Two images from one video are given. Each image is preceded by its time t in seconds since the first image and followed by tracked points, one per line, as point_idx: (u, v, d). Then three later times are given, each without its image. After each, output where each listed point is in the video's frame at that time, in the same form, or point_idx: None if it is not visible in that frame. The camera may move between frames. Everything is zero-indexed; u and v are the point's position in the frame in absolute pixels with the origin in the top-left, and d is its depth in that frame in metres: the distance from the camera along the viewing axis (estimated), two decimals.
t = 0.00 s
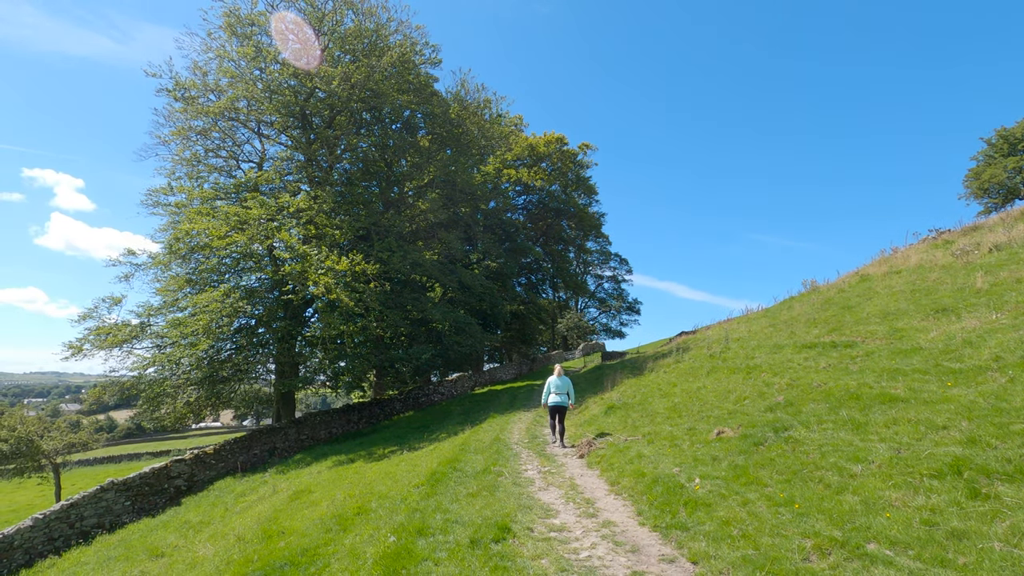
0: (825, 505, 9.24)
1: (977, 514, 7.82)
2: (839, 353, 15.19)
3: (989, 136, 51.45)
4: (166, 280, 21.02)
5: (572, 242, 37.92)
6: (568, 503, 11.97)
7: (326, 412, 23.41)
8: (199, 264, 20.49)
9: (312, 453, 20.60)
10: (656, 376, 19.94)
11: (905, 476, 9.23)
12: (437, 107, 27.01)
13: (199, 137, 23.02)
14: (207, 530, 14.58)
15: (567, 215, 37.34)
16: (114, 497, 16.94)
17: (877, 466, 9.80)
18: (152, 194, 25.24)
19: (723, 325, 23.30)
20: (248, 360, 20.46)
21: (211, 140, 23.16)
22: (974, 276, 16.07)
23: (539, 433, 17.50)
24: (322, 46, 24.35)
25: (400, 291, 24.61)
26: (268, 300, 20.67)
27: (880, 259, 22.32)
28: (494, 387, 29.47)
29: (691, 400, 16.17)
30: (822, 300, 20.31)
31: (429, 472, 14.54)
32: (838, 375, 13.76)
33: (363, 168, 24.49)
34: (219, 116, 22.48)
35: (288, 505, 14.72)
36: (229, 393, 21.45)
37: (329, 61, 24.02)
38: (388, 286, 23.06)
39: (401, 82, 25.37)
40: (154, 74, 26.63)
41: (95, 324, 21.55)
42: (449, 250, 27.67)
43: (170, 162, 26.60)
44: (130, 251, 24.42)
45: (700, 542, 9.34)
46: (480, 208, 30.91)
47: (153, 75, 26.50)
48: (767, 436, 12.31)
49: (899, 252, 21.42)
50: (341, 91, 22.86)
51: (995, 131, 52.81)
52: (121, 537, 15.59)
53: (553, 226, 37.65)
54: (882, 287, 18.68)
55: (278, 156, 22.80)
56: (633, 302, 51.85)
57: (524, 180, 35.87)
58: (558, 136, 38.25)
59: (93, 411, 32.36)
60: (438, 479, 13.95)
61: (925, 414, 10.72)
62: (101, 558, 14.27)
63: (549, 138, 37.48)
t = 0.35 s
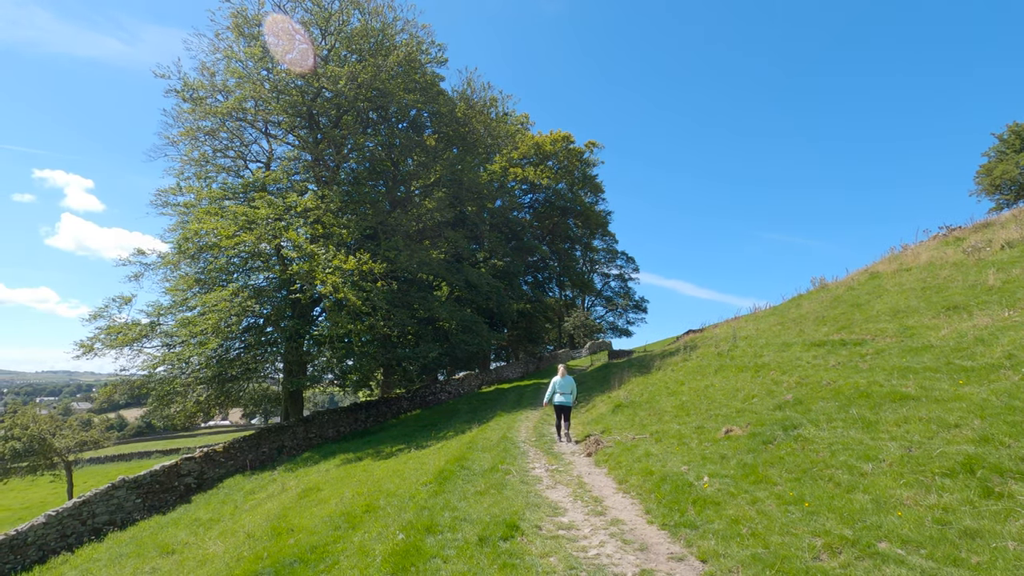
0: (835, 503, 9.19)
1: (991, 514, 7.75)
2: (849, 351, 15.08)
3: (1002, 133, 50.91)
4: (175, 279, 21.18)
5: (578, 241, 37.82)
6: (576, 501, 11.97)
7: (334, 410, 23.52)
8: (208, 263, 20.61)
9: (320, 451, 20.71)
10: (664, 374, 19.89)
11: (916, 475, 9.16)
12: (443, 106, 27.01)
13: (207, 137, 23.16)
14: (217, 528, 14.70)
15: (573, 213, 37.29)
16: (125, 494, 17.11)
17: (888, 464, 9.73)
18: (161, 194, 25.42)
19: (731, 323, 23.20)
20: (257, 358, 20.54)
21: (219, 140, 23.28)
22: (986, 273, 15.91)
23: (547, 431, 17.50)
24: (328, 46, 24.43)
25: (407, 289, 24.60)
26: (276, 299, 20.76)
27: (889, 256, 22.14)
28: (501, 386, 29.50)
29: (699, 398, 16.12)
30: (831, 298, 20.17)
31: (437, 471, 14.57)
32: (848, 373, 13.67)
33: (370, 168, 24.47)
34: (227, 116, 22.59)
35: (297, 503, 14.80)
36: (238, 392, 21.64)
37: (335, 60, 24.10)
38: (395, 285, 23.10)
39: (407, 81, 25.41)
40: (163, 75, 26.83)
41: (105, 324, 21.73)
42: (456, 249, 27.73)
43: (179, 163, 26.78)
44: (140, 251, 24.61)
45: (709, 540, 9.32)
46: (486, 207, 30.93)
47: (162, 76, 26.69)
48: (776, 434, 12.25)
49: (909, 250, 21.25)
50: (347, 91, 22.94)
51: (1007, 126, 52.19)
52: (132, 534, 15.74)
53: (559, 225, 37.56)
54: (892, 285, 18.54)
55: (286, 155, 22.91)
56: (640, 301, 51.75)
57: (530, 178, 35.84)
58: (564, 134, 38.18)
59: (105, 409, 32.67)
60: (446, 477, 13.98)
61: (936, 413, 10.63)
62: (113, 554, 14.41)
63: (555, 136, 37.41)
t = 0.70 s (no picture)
0: (848, 501, 9.13)
1: (1007, 512, 7.67)
2: (860, 348, 14.98)
3: (1017, 128, 50.21)
4: (186, 279, 21.34)
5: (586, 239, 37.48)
6: (586, 499, 11.96)
7: (343, 409, 23.62)
8: (217, 263, 20.74)
9: (330, 449, 20.81)
10: (673, 372, 19.83)
11: (931, 473, 9.08)
12: (451, 105, 26.97)
13: (216, 137, 23.31)
14: (229, 525, 14.81)
15: (580, 211, 37.20)
16: (138, 491, 17.29)
17: (902, 462, 9.65)
18: (172, 195, 25.63)
19: (740, 320, 23.08)
20: (266, 357, 20.69)
21: (228, 141, 23.43)
22: (1000, 270, 15.74)
23: (555, 430, 17.50)
24: (336, 46, 24.53)
25: (415, 288, 24.62)
26: (285, 298, 20.86)
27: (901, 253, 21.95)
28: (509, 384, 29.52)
29: (708, 397, 16.05)
30: (842, 295, 20.03)
31: (446, 468, 14.60)
32: (859, 371, 13.57)
33: (378, 167, 24.47)
34: (236, 116, 22.73)
35: (308, 500, 14.89)
36: (248, 391, 21.81)
37: (342, 60, 24.19)
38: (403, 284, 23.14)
39: (414, 80, 25.46)
40: (173, 76, 27.04)
41: (117, 323, 21.91)
42: (463, 247, 27.82)
43: (189, 163, 26.99)
44: (151, 251, 24.81)
45: (720, 538, 9.29)
46: (494, 205, 30.95)
47: (172, 78, 26.91)
48: (787, 432, 12.19)
49: (921, 246, 21.07)
50: (355, 90, 23.02)
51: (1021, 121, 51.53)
52: (145, 531, 15.89)
53: (566, 223, 37.45)
54: (903, 282, 18.39)
55: (294, 155, 23.04)
56: (647, 299, 51.58)
57: (537, 176, 35.80)
58: (571, 132, 38.10)
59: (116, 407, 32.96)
60: (456, 474, 14.01)
61: (950, 411, 10.53)
62: (127, 551, 14.56)
63: (563, 134, 37.32)
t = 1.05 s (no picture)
0: (862, 500, 9.06)
1: None
2: (872, 346, 14.86)
3: None
4: (197, 278, 21.52)
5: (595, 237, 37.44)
6: (596, 497, 11.95)
7: (353, 407, 23.74)
8: (228, 262, 20.90)
9: (340, 447, 20.94)
10: (682, 370, 19.75)
11: (946, 471, 9.00)
12: (459, 103, 26.90)
13: (226, 138, 23.47)
14: (241, 521, 14.93)
15: (588, 209, 37.09)
16: (151, 488, 17.48)
17: (916, 460, 9.56)
18: (183, 195, 25.85)
19: (750, 318, 22.96)
20: (277, 355, 20.83)
21: (238, 141, 23.59)
22: (1016, 266, 15.54)
23: (565, 428, 17.50)
24: (344, 46, 24.64)
25: (424, 287, 24.69)
26: (294, 297, 20.90)
27: (914, 250, 21.72)
28: (518, 383, 29.54)
29: (718, 394, 15.99)
30: (853, 293, 19.86)
31: (456, 466, 14.64)
32: (872, 369, 13.46)
33: (386, 166, 24.55)
34: (246, 117, 22.89)
35: (319, 497, 14.99)
36: (258, 389, 21.98)
37: (350, 60, 24.30)
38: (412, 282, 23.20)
39: (422, 79, 25.51)
40: (184, 77, 27.28)
41: (130, 322, 22.13)
42: (471, 245, 27.88)
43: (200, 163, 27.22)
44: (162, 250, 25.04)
45: (732, 536, 9.26)
46: (501, 204, 30.95)
47: (182, 79, 27.14)
48: (799, 430, 12.11)
49: (934, 243, 20.84)
50: (363, 90, 23.11)
51: None
52: (158, 527, 16.07)
53: (574, 221, 37.22)
54: (916, 279, 18.21)
55: (303, 155, 23.17)
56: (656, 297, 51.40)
57: (545, 175, 35.75)
58: (579, 130, 38.02)
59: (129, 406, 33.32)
60: (466, 472, 14.04)
61: (965, 409, 10.42)
62: (141, 547, 14.73)
63: (571, 132, 37.24)
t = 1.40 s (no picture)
0: (877, 498, 8.97)
1: None
2: (886, 344, 14.71)
3: None
4: (209, 277, 21.72)
5: (604, 235, 37.35)
6: (607, 495, 11.94)
7: (363, 405, 23.87)
8: (239, 261, 21.06)
9: (351, 445, 21.07)
10: (693, 368, 19.66)
11: (963, 470, 8.89)
12: (467, 102, 26.73)
13: (237, 138, 23.65)
14: (254, 518, 15.07)
15: (597, 207, 36.96)
16: (165, 485, 17.69)
17: (932, 459, 9.45)
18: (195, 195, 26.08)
19: (761, 316, 22.80)
20: (288, 354, 21.01)
21: (248, 141, 23.78)
22: None
23: (574, 426, 17.49)
24: (353, 45, 24.75)
25: (434, 285, 24.75)
26: (305, 296, 20.95)
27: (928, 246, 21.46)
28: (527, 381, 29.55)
29: (729, 392, 15.91)
30: (866, 290, 19.67)
31: (467, 464, 14.68)
32: (886, 367, 13.32)
33: (395, 165, 24.64)
34: (256, 117, 23.06)
35: (330, 494, 15.09)
36: (270, 387, 22.18)
37: (359, 59, 24.42)
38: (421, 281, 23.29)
39: (431, 78, 25.55)
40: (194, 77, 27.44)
41: (143, 321, 22.36)
42: (480, 243, 27.94)
43: (211, 163, 27.44)
44: (174, 250, 25.28)
45: (745, 535, 9.22)
46: (510, 202, 30.92)
47: (193, 79, 27.31)
48: (811, 428, 12.02)
49: (949, 239, 20.57)
50: (372, 89, 23.19)
51: None
52: (172, 523, 16.26)
53: (583, 219, 36.96)
54: (930, 276, 17.99)
55: (313, 154, 23.33)
56: (665, 295, 51.21)
57: (554, 173, 35.69)
58: (588, 128, 37.91)
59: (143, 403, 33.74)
60: (476, 470, 14.08)
61: (983, 407, 10.28)
62: (156, 543, 14.92)
63: (579, 130, 37.14)
